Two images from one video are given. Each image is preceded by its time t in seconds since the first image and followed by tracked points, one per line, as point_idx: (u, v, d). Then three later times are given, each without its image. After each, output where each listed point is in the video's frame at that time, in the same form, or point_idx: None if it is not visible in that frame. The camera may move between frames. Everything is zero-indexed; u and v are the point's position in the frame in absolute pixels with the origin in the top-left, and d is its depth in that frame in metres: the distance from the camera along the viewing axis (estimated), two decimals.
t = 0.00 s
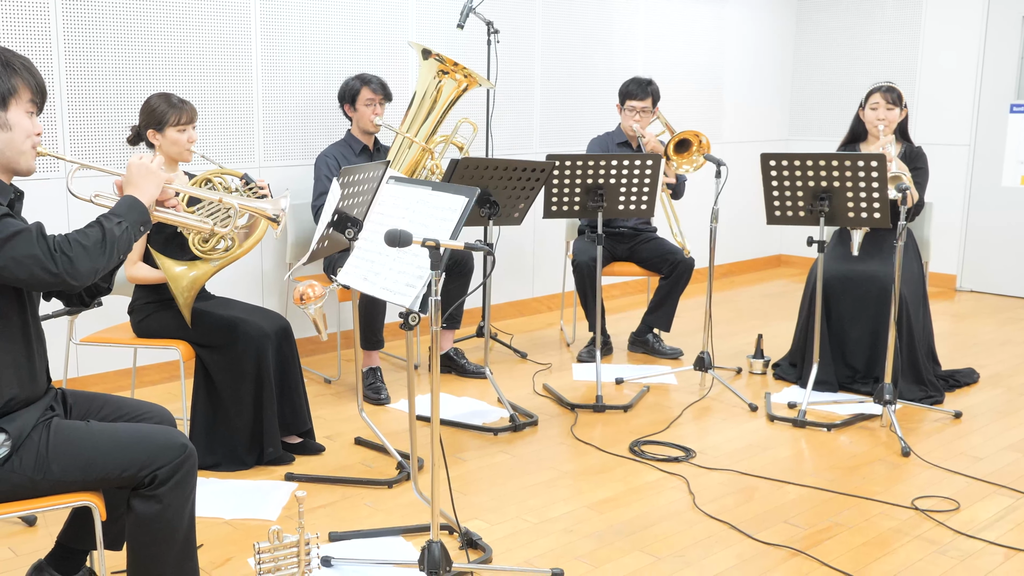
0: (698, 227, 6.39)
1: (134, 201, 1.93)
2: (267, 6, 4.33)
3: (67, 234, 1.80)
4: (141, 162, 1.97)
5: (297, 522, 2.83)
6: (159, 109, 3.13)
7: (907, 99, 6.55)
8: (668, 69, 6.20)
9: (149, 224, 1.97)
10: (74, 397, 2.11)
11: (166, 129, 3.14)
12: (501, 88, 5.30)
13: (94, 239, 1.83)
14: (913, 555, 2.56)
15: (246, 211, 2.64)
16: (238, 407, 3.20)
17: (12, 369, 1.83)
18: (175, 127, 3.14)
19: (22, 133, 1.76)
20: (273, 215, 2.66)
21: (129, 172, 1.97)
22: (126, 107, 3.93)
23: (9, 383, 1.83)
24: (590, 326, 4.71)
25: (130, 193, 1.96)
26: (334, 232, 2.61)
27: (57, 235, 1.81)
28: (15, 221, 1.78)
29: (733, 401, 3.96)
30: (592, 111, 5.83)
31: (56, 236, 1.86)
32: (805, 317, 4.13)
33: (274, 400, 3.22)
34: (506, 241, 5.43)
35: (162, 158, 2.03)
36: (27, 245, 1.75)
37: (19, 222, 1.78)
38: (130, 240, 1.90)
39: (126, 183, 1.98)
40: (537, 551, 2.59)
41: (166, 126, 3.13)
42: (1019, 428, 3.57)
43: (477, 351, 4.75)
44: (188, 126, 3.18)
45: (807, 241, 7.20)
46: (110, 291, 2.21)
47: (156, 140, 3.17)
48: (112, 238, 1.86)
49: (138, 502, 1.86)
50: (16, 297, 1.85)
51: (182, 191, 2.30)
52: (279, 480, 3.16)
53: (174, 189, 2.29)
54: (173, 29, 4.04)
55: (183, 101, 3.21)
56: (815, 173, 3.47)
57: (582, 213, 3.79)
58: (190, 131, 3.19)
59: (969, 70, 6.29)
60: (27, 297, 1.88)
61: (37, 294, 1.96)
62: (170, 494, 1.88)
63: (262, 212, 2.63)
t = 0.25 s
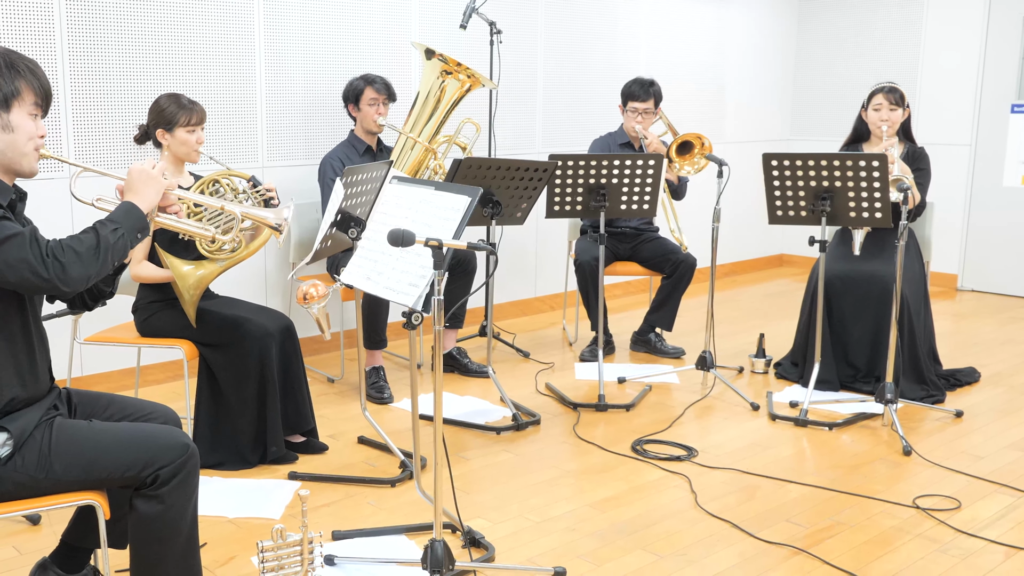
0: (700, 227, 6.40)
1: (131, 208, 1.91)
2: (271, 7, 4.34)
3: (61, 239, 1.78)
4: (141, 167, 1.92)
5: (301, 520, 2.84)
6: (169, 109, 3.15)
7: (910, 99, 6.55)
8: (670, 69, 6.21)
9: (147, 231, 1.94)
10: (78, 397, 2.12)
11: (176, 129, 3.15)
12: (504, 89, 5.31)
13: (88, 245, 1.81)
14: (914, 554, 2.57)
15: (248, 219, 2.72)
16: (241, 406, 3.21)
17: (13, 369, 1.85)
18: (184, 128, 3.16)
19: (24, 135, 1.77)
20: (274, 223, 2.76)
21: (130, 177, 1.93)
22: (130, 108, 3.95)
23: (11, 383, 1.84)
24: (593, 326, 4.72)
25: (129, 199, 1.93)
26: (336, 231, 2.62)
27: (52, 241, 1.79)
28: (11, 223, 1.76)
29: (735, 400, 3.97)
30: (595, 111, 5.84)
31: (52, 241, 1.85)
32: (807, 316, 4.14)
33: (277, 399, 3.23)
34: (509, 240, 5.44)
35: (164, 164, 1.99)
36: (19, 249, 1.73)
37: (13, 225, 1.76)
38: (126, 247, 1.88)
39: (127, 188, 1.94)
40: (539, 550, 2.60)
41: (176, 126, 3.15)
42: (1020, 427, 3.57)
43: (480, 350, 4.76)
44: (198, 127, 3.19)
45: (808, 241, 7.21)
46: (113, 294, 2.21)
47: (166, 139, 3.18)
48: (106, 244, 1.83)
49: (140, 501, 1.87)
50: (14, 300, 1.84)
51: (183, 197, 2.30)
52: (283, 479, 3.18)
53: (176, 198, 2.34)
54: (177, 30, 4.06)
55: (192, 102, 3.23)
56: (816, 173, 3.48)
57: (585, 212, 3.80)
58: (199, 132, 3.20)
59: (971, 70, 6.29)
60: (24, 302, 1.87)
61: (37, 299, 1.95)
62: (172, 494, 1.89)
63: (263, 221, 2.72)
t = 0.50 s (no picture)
0: (703, 227, 6.41)
1: (140, 211, 1.93)
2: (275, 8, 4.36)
3: (72, 242, 1.79)
4: (146, 171, 1.95)
5: (304, 519, 2.86)
6: (177, 111, 3.17)
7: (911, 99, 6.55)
8: (672, 70, 6.21)
9: (154, 234, 1.96)
10: (82, 395, 2.14)
11: (184, 130, 3.16)
12: (507, 89, 5.32)
13: (99, 248, 1.82)
14: (916, 553, 2.58)
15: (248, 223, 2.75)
16: (245, 405, 3.23)
17: (19, 368, 1.85)
18: (192, 129, 3.17)
19: (30, 137, 1.78)
20: (274, 228, 2.75)
21: (135, 181, 1.95)
22: (135, 110, 3.97)
23: (18, 381, 1.85)
24: (595, 325, 4.73)
25: (135, 202, 1.95)
26: (339, 232, 2.62)
27: (62, 243, 1.80)
28: (22, 226, 1.76)
29: (737, 400, 3.98)
30: (597, 111, 5.85)
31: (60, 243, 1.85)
32: (808, 316, 4.15)
33: (281, 398, 3.25)
34: (511, 240, 5.45)
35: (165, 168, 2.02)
36: (32, 252, 1.73)
37: (24, 227, 1.76)
38: (134, 250, 1.89)
39: (131, 191, 1.96)
40: (542, 548, 2.61)
41: (184, 127, 3.16)
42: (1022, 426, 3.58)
43: (483, 350, 4.77)
44: (206, 128, 3.21)
45: (811, 240, 7.21)
46: (110, 295, 2.20)
47: (172, 139, 3.19)
48: (117, 247, 1.85)
49: (144, 499, 1.88)
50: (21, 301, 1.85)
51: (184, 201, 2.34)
52: (286, 478, 3.19)
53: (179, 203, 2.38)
54: (182, 33, 4.08)
55: (201, 104, 3.25)
56: (818, 173, 3.49)
57: (587, 212, 3.81)
58: (207, 134, 3.22)
59: (973, 70, 6.29)
60: (29, 303, 1.87)
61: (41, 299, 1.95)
62: (177, 492, 1.90)
63: (263, 224, 2.73)
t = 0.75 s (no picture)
0: (704, 226, 6.42)
1: (139, 209, 1.92)
2: (278, 9, 4.38)
3: (70, 241, 1.79)
4: (149, 169, 1.94)
5: (308, 518, 2.87)
6: (183, 111, 3.18)
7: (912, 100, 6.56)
8: (674, 70, 6.22)
9: (155, 233, 1.95)
10: (86, 395, 2.15)
11: (191, 130, 3.18)
12: (510, 89, 5.33)
13: (97, 247, 1.82)
14: (917, 551, 2.59)
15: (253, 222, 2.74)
16: (248, 404, 3.24)
17: (23, 368, 1.87)
18: (199, 129, 3.19)
19: (32, 136, 1.79)
20: (279, 225, 2.75)
21: (138, 180, 1.94)
22: (138, 110, 3.98)
23: (21, 381, 1.86)
24: (598, 324, 4.74)
25: (137, 201, 1.94)
26: (344, 231, 2.64)
27: (60, 242, 1.80)
28: (20, 226, 1.77)
29: (739, 399, 3.99)
30: (599, 111, 5.86)
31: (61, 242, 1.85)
32: (810, 315, 4.16)
33: (284, 397, 3.26)
34: (514, 239, 5.47)
35: (170, 166, 2.01)
36: (29, 251, 1.74)
37: (22, 227, 1.77)
38: (133, 249, 1.89)
39: (134, 190, 1.96)
40: (545, 547, 2.62)
41: (191, 127, 3.18)
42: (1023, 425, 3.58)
43: (485, 349, 4.79)
44: (213, 129, 3.23)
45: (812, 240, 7.22)
46: (118, 295, 2.21)
47: (179, 139, 3.21)
48: (114, 246, 1.84)
49: (148, 498, 1.90)
50: (22, 301, 1.86)
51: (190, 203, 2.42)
52: (290, 477, 3.20)
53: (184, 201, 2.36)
54: (185, 33, 4.09)
55: (207, 104, 3.26)
56: (820, 173, 3.50)
57: (589, 212, 3.82)
58: (213, 134, 3.24)
59: (974, 70, 6.29)
60: (32, 303, 1.88)
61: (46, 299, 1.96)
62: (180, 491, 1.91)
63: (269, 222, 2.72)
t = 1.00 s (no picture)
0: (706, 226, 6.42)
1: (142, 213, 1.93)
2: (281, 10, 4.39)
3: (72, 243, 1.80)
4: (153, 172, 1.96)
5: (311, 517, 2.88)
6: (189, 112, 3.19)
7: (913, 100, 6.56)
8: (675, 71, 6.23)
9: (156, 235, 1.96)
10: (90, 395, 2.17)
11: (197, 130, 3.19)
12: (512, 89, 5.34)
13: (99, 249, 1.83)
14: (919, 550, 2.59)
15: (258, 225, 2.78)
16: (252, 403, 3.26)
17: (27, 368, 1.88)
18: (205, 130, 3.21)
19: (37, 137, 1.80)
20: (283, 229, 2.80)
21: (141, 182, 1.96)
22: (141, 111, 4.00)
23: (24, 381, 1.87)
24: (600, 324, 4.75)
25: (140, 203, 1.96)
26: (347, 230, 2.65)
27: (62, 244, 1.80)
28: (23, 226, 1.77)
29: (741, 398, 4.00)
30: (601, 111, 5.87)
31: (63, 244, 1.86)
32: (811, 315, 4.16)
33: (288, 396, 3.28)
34: (516, 238, 5.48)
35: (174, 169, 2.03)
36: (31, 252, 1.74)
37: (25, 228, 1.77)
38: (135, 252, 1.90)
39: (138, 192, 1.97)
40: (547, 545, 2.63)
41: (197, 128, 3.19)
42: None
43: (487, 348, 4.80)
44: (218, 130, 3.25)
45: (814, 239, 7.22)
46: (122, 295, 2.22)
47: (184, 139, 3.21)
48: (117, 248, 1.85)
49: (151, 497, 1.91)
50: (25, 301, 1.87)
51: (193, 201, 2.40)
52: (293, 475, 3.22)
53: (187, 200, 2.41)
54: (188, 34, 4.10)
55: (213, 105, 3.28)
56: (821, 173, 3.51)
57: (591, 212, 3.84)
58: (219, 135, 3.25)
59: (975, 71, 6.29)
60: (35, 304, 1.89)
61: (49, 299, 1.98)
62: (183, 490, 1.92)
63: (272, 226, 2.77)
